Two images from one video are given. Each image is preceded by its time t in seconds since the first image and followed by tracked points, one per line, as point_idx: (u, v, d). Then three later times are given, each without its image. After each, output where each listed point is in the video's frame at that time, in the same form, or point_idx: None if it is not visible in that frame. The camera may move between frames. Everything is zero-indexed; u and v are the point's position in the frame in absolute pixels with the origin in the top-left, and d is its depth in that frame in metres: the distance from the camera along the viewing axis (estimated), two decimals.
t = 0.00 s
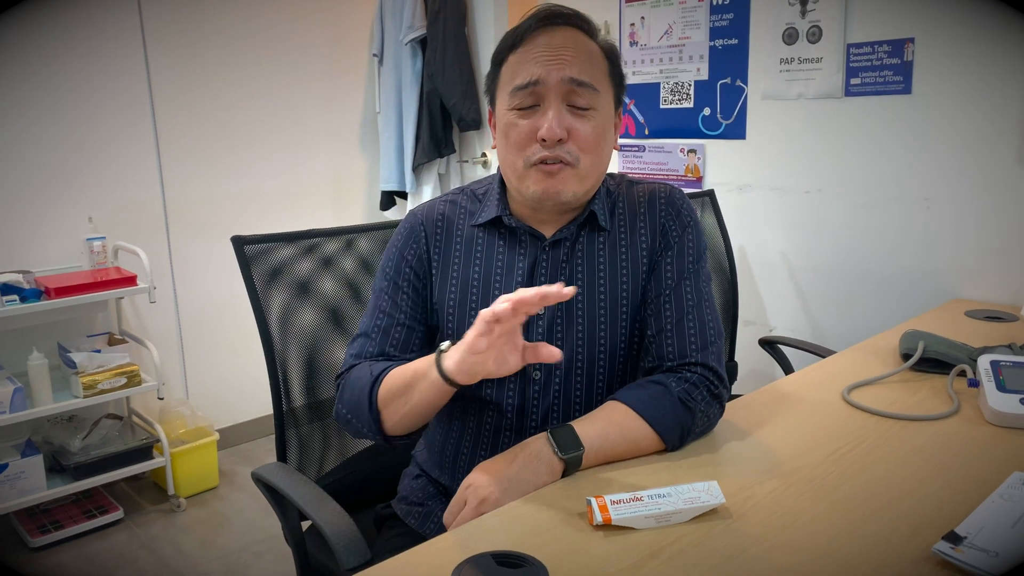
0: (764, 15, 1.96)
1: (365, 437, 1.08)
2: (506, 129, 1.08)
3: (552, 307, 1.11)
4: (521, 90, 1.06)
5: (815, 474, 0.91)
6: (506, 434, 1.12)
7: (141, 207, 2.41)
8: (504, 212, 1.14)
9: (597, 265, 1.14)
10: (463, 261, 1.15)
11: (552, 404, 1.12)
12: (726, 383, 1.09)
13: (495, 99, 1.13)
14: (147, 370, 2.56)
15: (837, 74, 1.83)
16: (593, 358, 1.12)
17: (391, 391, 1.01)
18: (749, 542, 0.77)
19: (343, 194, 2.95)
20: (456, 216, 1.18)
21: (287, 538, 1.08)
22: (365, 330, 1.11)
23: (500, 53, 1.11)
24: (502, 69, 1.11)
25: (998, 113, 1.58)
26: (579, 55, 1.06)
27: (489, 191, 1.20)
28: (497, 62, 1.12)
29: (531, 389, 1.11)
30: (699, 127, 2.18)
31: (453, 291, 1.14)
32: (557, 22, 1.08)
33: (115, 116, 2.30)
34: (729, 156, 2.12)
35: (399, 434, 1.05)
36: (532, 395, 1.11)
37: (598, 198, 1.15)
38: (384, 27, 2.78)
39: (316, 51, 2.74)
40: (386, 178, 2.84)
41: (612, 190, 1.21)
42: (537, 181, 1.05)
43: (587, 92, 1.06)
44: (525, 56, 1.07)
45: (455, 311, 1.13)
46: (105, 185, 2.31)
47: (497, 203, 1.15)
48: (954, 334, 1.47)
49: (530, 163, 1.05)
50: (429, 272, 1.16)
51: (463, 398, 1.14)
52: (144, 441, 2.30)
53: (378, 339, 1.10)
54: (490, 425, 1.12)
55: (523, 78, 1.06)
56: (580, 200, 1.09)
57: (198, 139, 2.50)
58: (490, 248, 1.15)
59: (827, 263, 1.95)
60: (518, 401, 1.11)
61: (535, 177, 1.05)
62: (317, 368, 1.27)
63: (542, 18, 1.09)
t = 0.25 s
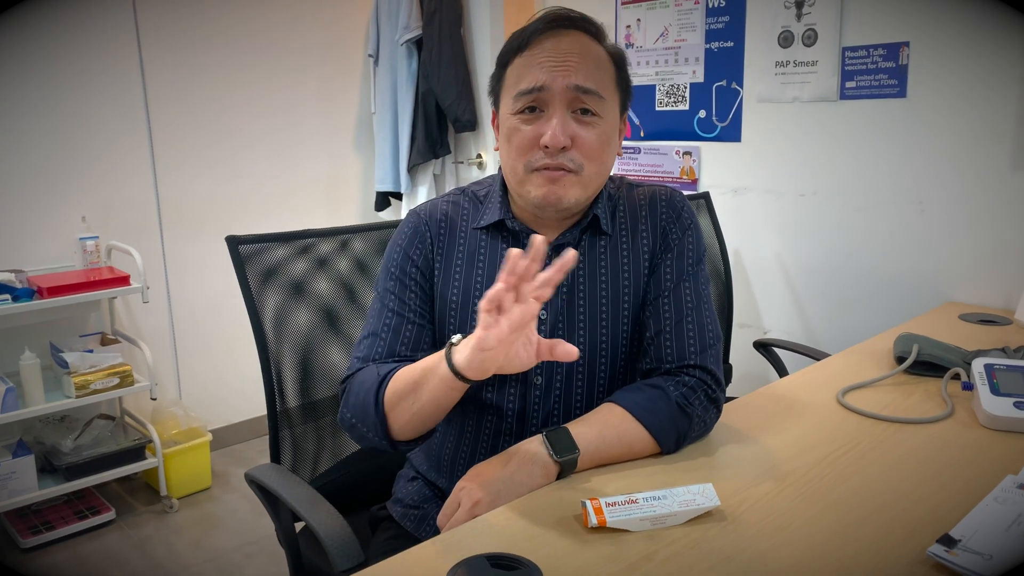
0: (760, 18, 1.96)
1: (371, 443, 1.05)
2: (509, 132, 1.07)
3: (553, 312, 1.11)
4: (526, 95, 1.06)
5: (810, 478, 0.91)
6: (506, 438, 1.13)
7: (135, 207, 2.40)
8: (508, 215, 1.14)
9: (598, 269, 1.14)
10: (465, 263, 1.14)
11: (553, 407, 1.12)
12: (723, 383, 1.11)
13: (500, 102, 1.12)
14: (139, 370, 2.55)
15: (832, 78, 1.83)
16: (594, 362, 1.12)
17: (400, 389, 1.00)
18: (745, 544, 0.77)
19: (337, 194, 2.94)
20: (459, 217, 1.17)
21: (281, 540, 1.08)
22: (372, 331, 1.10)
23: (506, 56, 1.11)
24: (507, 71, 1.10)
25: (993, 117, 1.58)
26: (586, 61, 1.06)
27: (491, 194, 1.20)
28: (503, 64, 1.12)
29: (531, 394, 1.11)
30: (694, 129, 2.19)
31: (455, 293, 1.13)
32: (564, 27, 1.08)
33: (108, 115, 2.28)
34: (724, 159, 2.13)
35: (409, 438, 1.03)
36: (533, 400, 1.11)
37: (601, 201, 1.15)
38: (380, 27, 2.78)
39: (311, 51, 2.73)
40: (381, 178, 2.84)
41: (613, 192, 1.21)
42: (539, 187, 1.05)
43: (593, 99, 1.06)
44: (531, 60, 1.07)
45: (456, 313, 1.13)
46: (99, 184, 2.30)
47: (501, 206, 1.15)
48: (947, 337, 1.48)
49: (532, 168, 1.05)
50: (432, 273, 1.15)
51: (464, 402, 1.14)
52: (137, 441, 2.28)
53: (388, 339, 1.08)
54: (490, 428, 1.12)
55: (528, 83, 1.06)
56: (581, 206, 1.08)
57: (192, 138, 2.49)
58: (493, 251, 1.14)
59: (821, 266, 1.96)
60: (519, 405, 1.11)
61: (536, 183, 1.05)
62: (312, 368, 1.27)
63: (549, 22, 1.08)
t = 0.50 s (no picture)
0: (759, 21, 1.96)
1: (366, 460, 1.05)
2: (511, 146, 1.07)
3: (554, 319, 1.11)
4: (529, 109, 1.05)
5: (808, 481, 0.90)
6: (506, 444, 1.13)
7: (133, 207, 2.39)
8: (506, 224, 1.12)
9: (598, 274, 1.13)
10: (465, 272, 1.13)
11: (553, 412, 1.12)
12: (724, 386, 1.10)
13: (501, 111, 1.11)
14: (136, 370, 2.54)
15: (830, 81, 1.83)
16: (595, 367, 1.12)
17: (378, 409, 1.00)
18: (741, 547, 0.77)
19: (335, 194, 2.93)
20: (455, 224, 1.16)
21: (276, 540, 1.07)
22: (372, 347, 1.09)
23: (508, 64, 1.09)
24: (509, 81, 1.09)
25: (992, 120, 1.58)
26: (590, 75, 1.05)
27: (489, 200, 1.18)
28: (504, 73, 1.10)
29: (532, 400, 1.11)
30: (693, 132, 2.19)
31: (454, 302, 1.13)
32: (568, 38, 1.07)
33: (106, 114, 2.28)
34: (723, 162, 2.13)
35: (398, 453, 1.01)
36: (534, 405, 1.11)
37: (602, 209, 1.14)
38: (379, 28, 2.78)
39: (310, 51, 2.73)
40: (380, 179, 2.84)
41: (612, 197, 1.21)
42: (541, 204, 1.05)
43: (598, 115, 1.05)
44: (534, 73, 1.05)
45: (455, 322, 1.12)
46: (97, 183, 2.29)
47: (498, 214, 1.13)
48: (945, 341, 1.48)
49: (534, 184, 1.05)
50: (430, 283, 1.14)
51: (464, 408, 1.14)
52: (133, 442, 2.28)
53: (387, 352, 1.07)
54: (490, 434, 1.12)
55: (532, 97, 1.04)
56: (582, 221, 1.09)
57: (190, 138, 2.48)
58: (491, 258, 1.13)
59: (820, 270, 1.95)
60: (519, 411, 1.11)
61: (539, 199, 1.05)
62: (308, 370, 1.26)
63: (553, 32, 1.07)
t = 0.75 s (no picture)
0: (759, 23, 1.96)
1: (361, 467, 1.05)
2: (508, 153, 1.06)
3: (551, 322, 1.10)
4: (527, 116, 1.04)
5: (807, 485, 0.90)
6: (503, 447, 1.13)
7: (133, 208, 2.39)
8: (501, 228, 1.12)
9: (595, 277, 1.13)
10: (460, 276, 1.12)
11: (551, 414, 1.12)
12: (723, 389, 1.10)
13: (499, 115, 1.10)
14: (135, 371, 2.54)
15: (831, 83, 1.83)
16: (592, 369, 1.12)
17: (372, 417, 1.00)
18: (741, 550, 0.77)
19: (335, 195, 2.93)
20: (450, 229, 1.15)
21: (274, 542, 1.07)
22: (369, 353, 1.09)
23: (505, 68, 1.08)
24: (506, 85, 1.08)
25: (993, 122, 1.58)
26: (589, 81, 1.04)
27: (484, 204, 1.17)
28: (501, 77, 1.09)
29: (530, 403, 1.11)
30: (693, 134, 2.19)
31: (448, 306, 1.12)
32: (567, 42, 1.06)
33: (107, 115, 2.28)
34: (723, 165, 2.13)
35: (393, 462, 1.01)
36: (532, 407, 1.11)
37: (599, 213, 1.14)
38: (379, 30, 2.78)
39: (310, 52, 2.73)
40: (380, 181, 2.84)
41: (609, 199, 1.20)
42: (538, 212, 1.05)
43: (596, 121, 1.04)
44: (532, 79, 1.04)
45: (451, 327, 1.12)
46: (97, 184, 2.29)
47: (492, 220, 1.13)
48: (945, 344, 1.47)
49: (532, 191, 1.05)
50: (426, 288, 1.13)
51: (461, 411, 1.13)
52: (132, 442, 2.27)
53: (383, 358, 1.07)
54: (488, 436, 1.12)
55: (529, 104, 1.04)
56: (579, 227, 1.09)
57: (191, 139, 2.48)
58: (487, 263, 1.13)
59: (820, 272, 1.95)
60: (517, 413, 1.11)
61: (536, 208, 1.05)
62: (308, 371, 1.26)
63: (552, 36, 1.06)
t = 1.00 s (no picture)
0: (760, 26, 1.97)
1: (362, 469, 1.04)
2: (507, 154, 1.07)
3: (550, 324, 1.10)
4: (526, 117, 1.04)
5: (806, 487, 0.90)
6: (502, 449, 1.13)
7: (133, 209, 2.39)
8: (499, 230, 1.12)
9: (594, 279, 1.13)
10: (458, 277, 1.13)
11: (550, 416, 1.12)
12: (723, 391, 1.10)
13: (497, 118, 1.10)
14: (135, 373, 2.54)
15: (831, 86, 1.83)
16: (591, 371, 1.12)
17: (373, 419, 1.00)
18: (741, 552, 0.77)
19: (335, 197, 2.94)
20: (449, 231, 1.15)
21: (274, 543, 1.07)
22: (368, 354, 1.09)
23: (504, 70, 1.09)
24: (505, 88, 1.08)
25: (993, 125, 1.58)
26: (587, 82, 1.04)
27: (482, 206, 1.18)
28: (500, 79, 1.10)
29: (529, 405, 1.11)
30: (694, 136, 2.19)
31: (447, 307, 1.12)
32: (565, 43, 1.06)
33: (108, 116, 2.28)
34: (723, 167, 2.13)
35: (393, 465, 1.01)
36: (531, 409, 1.11)
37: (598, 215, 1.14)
38: (380, 32, 2.78)
39: (311, 55, 2.73)
40: (380, 183, 2.84)
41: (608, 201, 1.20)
42: (538, 213, 1.05)
43: (595, 122, 1.05)
44: (531, 80, 1.04)
45: (450, 329, 1.12)
46: (98, 186, 2.30)
47: (491, 221, 1.13)
48: (945, 346, 1.47)
49: (531, 193, 1.06)
50: (424, 290, 1.14)
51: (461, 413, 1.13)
52: (132, 444, 2.27)
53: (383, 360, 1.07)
54: (487, 438, 1.13)
55: (528, 105, 1.04)
56: (579, 228, 1.09)
57: (192, 141, 2.49)
58: (485, 265, 1.13)
59: (820, 274, 1.95)
60: (516, 415, 1.11)
61: (536, 209, 1.05)
62: (308, 373, 1.26)
63: (550, 38, 1.06)
